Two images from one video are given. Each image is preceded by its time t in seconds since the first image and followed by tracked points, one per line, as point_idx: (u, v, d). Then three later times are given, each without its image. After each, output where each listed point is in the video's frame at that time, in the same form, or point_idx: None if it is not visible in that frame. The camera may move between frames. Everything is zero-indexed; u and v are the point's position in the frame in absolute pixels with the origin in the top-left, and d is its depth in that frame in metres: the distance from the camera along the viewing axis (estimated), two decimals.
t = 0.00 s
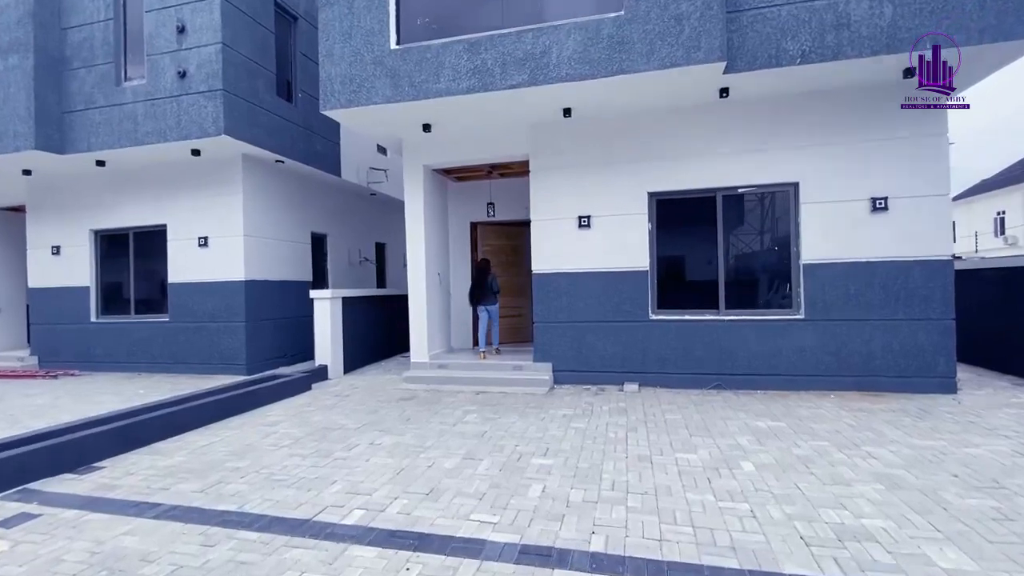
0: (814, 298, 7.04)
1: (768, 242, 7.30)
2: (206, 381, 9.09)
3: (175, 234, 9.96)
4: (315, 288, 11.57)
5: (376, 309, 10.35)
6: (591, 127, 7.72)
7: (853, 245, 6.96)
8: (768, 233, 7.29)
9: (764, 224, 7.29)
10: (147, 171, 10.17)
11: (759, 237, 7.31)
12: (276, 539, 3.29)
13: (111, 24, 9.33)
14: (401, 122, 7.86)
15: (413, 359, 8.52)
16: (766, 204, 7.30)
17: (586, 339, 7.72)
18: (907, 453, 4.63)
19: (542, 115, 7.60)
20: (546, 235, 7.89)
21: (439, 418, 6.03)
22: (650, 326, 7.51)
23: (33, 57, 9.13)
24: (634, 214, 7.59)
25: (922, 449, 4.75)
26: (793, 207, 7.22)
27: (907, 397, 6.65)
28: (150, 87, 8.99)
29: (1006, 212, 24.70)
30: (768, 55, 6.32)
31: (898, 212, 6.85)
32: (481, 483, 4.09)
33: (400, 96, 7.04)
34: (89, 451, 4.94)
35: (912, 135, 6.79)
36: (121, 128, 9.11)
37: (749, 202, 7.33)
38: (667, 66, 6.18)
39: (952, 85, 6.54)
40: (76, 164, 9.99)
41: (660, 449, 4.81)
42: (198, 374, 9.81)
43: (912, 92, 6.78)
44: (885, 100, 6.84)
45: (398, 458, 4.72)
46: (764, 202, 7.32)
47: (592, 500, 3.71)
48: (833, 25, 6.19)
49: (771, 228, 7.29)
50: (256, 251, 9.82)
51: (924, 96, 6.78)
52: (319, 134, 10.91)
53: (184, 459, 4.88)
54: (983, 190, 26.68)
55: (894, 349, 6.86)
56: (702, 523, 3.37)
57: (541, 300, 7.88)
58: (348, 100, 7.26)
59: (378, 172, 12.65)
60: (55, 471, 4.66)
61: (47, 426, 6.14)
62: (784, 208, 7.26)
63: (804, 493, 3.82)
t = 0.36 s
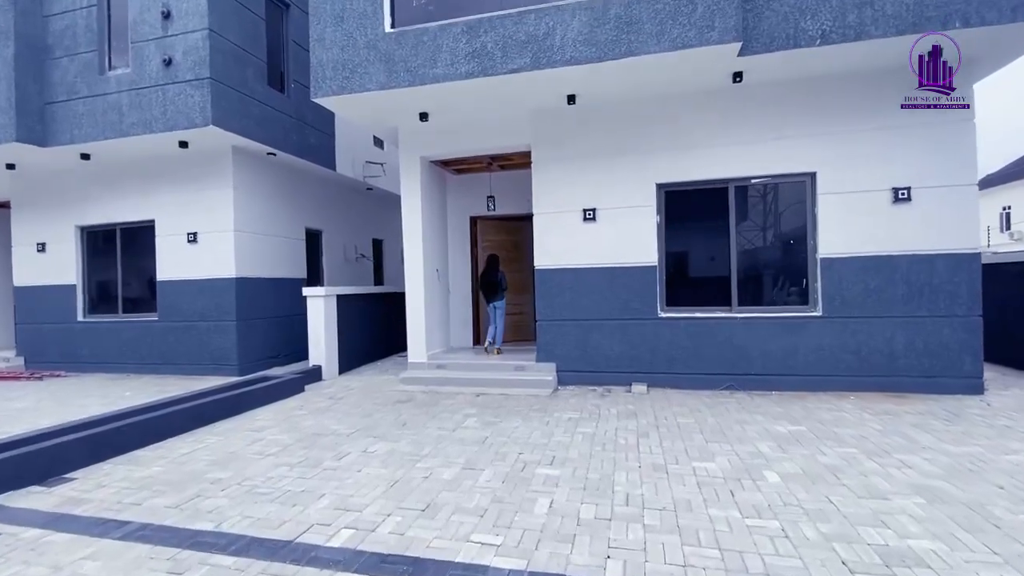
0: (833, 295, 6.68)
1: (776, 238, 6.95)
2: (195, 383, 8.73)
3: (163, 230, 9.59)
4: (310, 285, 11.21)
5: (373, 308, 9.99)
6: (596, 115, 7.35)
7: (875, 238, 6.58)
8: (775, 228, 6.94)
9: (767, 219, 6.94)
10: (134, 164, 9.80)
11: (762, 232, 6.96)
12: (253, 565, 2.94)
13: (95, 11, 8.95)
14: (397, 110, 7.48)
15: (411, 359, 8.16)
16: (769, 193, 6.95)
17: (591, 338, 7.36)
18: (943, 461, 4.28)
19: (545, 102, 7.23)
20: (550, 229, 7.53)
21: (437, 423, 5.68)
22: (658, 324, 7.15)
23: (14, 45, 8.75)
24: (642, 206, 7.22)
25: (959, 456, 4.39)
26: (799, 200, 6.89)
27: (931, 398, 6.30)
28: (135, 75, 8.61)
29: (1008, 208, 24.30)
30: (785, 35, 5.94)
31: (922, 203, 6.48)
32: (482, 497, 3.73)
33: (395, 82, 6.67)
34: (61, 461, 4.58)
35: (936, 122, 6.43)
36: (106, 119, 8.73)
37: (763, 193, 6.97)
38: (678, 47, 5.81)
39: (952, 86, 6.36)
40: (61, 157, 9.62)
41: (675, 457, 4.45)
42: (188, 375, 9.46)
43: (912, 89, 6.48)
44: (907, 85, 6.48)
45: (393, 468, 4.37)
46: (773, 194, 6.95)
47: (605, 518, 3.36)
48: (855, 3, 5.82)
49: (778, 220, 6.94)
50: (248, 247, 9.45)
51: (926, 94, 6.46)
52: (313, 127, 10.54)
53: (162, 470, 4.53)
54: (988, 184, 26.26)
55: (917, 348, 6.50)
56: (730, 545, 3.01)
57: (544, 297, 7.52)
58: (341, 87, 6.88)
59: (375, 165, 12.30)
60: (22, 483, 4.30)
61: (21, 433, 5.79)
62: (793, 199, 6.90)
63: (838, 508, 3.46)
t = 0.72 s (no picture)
0: (854, 296, 6.30)
1: (789, 236, 6.59)
2: (182, 389, 8.34)
3: (149, 228, 9.19)
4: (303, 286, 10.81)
5: (368, 309, 9.60)
6: (602, 106, 6.97)
7: (898, 235, 6.20)
8: (786, 225, 6.58)
9: (768, 217, 6.60)
10: (118, 160, 9.38)
11: (762, 231, 6.62)
12: None
13: None
14: (392, 101, 7.09)
15: (407, 363, 7.77)
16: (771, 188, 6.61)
17: (597, 341, 6.98)
18: (989, 479, 3.91)
19: (548, 92, 6.84)
20: (553, 227, 7.14)
21: (434, 434, 5.29)
22: (669, 327, 6.77)
23: None
24: (650, 202, 6.83)
25: (1005, 473, 4.03)
26: (801, 198, 6.56)
27: (960, 405, 5.93)
28: (117, 66, 8.20)
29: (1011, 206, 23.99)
30: (806, 18, 5.55)
31: (949, 198, 6.10)
32: (484, 524, 3.35)
33: (390, 70, 6.27)
34: (22, 481, 4.19)
35: (962, 112, 6.05)
36: (86, 112, 8.31)
37: (779, 187, 6.59)
38: (692, 32, 5.43)
39: (953, 86, 6.08)
40: (41, 153, 9.20)
41: (694, 475, 4.07)
42: (175, 380, 9.06)
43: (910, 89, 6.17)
44: (933, 73, 6.11)
45: (386, 488, 3.99)
46: (784, 190, 6.59)
47: (624, 552, 2.98)
48: None
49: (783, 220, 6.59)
50: (237, 246, 9.05)
51: (926, 95, 6.13)
52: (305, 121, 10.13)
53: (134, 490, 4.14)
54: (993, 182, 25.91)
55: (944, 352, 6.13)
56: None
57: (548, 298, 7.13)
58: (332, 76, 6.48)
59: (370, 161, 11.93)
60: None
61: None
62: (804, 196, 6.55)
63: (885, 538, 3.09)
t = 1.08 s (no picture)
0: (875, 295, 5.91)
1: (802, 232, 6.20)
2: (161, 395, 7.88)
3: (128, 226, 8.73)
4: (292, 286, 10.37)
5: (360, 310, 9.17)
6: (606, 96, 6.58)
7: (922, 230, 5.83)
8: (799, 221, 6.20)
9: (768, 216, 6.24)
10: (96, 155, 8.92)
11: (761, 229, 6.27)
12: None
13: None
14: (383, 89, 6.67)
15: (400, 368, 7.34)
16: (772, 181, 6.25)
17: (601, 344, 6.57)
18: None
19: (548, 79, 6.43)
20: (555, 223, 6.73)
21: (427, 447, 4.87)
22: (677, 329, 6.37)
23: None
24: (657, 196, 6.43)
25: None
26: (809, 194, 6.19)
27: (989, 413, 5.57)
28: (92, 54, 7.76)
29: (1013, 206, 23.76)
30: None
31: (976, 192, 5.73)
32: (481, 557, 2.93)
33: (380, 55, 5.85)
34: None
35: (989, 101, 5.70)
36: (59, 103, 7.85)
37: (795, 181, 6.20)
38: (705, 11, 5.05)
39: (952, 85, 5.77)
40: (14, 147, 8.73)
41: (716, 495, 3.67)
42: (156, 386, 8.60)
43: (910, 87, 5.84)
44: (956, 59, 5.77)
45: (372, 511, 3.57)
46: (797, 184, 6.21)
47: None
48: None
49: (793, 219, 6.20)
50: (221, 245, 8.59)
51: (926, 95, 5.82)
52: (294, 114, 9.71)
53: (90, 514, 3.71)
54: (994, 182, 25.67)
55: (971, 356, 5.76)
56: None
57: (548, 298, 6.73)
58: (318, 62, 6.06)
59: (363, 157, 11.46)
60: None
61: None
62: (818, 190, 6.16)
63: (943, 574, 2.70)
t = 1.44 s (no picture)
0: (894, 298, 5.62)
1: (812, 233, 5.90)
2: (142, 405, 7.48)
3: (108, 227, 8.32)
4: (282, 289, 9.99)
5: (351, 314, 8.80)
6: (609, 89, 6.27)
7: (943, 229, 5.54)
8: (810, 220, 5.90)
9: (762, 218, 6.00)
10: (74, 151, 8.50)
11: (755, 232, 6.03)
12: None
13: None
14: (374, 81, 6.33)
15: (393, 375, 6.98)
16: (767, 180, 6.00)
17: (605, 350, 6.25)
18: None
19: (549, 71, 6.11)
20: (556, 223, 6.40)
21: (421, 463, 4.53)
22: (685, 335, 6.06)
23: None
24: (663, 195, 6.13)
25: None
26: (817, 193, 5.90)
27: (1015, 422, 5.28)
28: (68, 45, 7.37)
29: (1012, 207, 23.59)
30: None
31: (1000, 189, 5.44)
32: None
33: (371, 43, 5.51)
34: None
35: (1014, 94, 5.42)
36: (33, 96, 7.44)
37: (808, 178, 5.91)
38: None
39: (952, 86, 5.51)
40: None
41: (738, 520, 3.35)
42: (137, 394, 8.19)
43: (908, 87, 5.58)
44: (977, 50, 5.48)
45: (360, 540, 3.23)
46: (810, 182, 5.91)
47: None
48: None
49: (803, 218, 5.92)
50: (205, 246, 8.20)
51: (925, 95, 5.55)
52: (283, 110, 9.34)
53: (46, 546, 3.34)
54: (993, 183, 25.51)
55: (994, 362, 5.47)
56: None
57: (549, 302, 6.40)
58: (305, 51, 5.71)
59: (356, 156, 11.06)
60: None
61: None
62: (831, 188, 5.87)
63: None
